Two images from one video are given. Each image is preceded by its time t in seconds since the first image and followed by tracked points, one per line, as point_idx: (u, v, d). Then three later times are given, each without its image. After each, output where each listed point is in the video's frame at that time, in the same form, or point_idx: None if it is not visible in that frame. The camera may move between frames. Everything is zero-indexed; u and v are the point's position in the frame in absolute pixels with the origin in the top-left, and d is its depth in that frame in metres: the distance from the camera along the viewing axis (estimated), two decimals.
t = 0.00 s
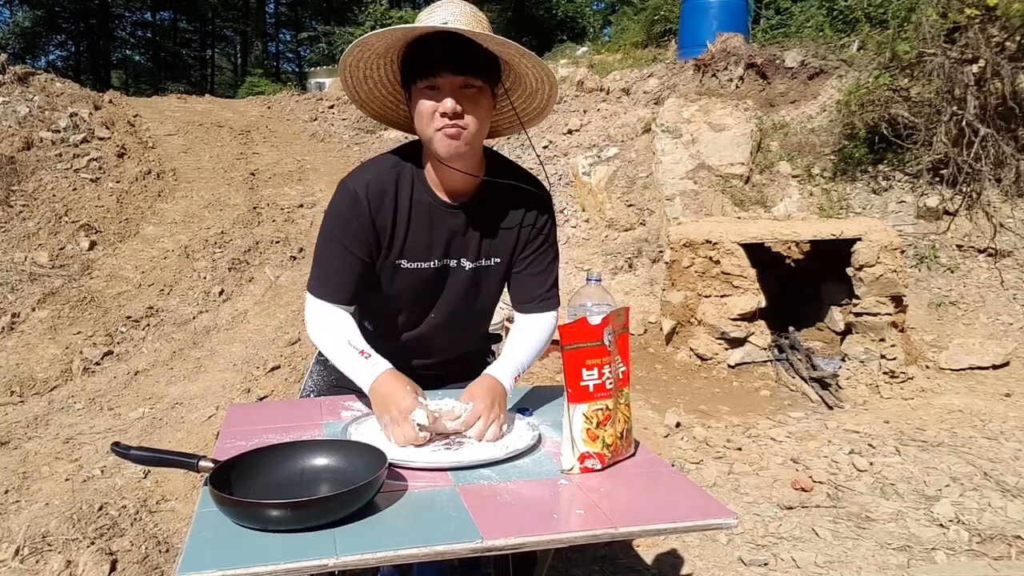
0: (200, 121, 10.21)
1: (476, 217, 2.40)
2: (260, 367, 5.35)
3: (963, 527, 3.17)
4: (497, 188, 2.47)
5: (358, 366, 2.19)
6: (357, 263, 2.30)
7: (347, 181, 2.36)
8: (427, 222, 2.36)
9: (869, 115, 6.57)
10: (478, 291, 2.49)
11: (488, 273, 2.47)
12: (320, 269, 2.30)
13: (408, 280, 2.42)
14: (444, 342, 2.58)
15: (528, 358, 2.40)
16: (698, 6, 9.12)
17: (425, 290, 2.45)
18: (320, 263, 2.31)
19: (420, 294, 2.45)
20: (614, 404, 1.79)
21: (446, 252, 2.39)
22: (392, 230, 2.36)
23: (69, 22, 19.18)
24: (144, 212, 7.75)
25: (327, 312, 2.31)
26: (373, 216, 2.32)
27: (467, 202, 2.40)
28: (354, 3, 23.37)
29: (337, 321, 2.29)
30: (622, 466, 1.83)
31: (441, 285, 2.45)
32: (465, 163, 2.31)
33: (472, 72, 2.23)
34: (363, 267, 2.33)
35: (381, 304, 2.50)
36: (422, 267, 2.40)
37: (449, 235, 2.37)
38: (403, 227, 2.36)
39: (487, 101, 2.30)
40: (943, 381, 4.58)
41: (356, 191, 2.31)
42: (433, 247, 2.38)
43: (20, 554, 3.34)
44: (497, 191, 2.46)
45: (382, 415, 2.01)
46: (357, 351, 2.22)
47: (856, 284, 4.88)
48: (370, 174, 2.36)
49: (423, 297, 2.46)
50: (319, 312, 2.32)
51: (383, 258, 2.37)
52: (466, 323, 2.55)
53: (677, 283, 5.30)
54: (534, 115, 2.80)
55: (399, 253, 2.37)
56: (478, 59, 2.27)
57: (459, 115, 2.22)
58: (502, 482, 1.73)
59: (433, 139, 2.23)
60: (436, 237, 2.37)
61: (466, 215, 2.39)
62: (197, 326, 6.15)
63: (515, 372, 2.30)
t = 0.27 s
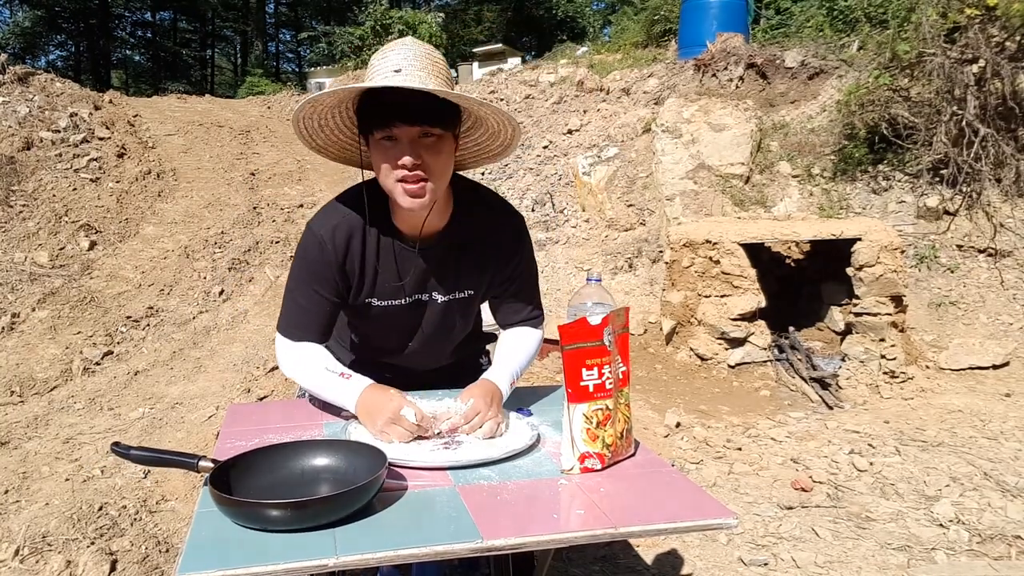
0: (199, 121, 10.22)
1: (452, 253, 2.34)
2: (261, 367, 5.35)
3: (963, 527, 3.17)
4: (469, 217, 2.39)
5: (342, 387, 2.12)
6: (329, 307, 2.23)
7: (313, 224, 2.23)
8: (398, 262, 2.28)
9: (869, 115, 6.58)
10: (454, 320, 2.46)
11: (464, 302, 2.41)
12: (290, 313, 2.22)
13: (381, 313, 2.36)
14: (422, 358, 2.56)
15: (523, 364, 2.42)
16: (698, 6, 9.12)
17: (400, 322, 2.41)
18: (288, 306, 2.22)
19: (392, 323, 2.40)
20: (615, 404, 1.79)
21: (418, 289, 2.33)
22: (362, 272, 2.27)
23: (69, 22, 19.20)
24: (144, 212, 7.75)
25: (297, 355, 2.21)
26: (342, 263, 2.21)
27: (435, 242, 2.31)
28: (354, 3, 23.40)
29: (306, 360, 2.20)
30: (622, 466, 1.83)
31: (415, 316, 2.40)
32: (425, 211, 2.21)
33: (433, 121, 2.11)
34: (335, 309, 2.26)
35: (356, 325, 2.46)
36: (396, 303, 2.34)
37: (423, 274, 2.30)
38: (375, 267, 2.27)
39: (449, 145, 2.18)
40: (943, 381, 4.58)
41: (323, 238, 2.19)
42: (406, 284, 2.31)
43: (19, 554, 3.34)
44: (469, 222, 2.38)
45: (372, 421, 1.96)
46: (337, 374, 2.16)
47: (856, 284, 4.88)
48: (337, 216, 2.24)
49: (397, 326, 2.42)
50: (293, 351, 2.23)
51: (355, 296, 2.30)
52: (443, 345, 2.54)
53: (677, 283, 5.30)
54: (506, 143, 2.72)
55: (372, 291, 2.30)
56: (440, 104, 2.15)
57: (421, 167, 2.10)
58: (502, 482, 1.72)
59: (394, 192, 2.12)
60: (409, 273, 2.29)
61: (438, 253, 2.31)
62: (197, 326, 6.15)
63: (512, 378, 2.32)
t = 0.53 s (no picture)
0: (199, 121, 10.22)
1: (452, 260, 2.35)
2: (261, 367, 5.35)
3: (963, 527, 3.17)
4: (469, 224, 2.39)
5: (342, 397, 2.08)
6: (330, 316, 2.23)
7: (314, 236, 2.23)
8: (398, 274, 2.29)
9: (869, 115, 6.57)
10: (455, 325, 2.47)
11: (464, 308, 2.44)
12: (292, 323, 2.23)
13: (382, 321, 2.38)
14: (422, 361, 2.58)
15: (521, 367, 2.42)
16: (698, 6, 9.12)
17: (401, 328, 2.42)
18: (290, 315, 2.23)
19: (393, 329, 2.43)
20: (614, 404, 1.79)
21: (419, 296, 2.34)
22: (363, 280, 2.27)
23: (70, 22, 19.21)
24: (144, 212, 7.75)
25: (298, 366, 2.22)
26: (343, 273, 2.21)
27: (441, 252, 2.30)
28: (354, 3, 23.41)
29: (307, 368, 2.19)
30: (621, 466, 1.83)
31: (415, 323, 2.42)
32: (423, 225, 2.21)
33: (431, 135, 2.11)
34: (336, 318, 2.27)
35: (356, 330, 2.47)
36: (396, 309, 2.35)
37: (423, 281, 2.32)
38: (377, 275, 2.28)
39: (446, 160, 2.18)
40: (943, 381, 4.58)
41: (323, 249, 2.19)
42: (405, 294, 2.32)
43: (19, 554, 3.34)
44: (471, 231, 2.38)
45: (371, 425, 1.95)
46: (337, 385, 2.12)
47: (856, 284, 4.88)
48: (336, 228, 2.23)
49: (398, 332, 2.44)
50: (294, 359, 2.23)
51: (356, 304, 2.31)
52: (442, 347, 2.56)
53: (677, 283, 5.31)
54: (505, 151, 2.71)
55: (373, 298, 2.31)
56: (439, 118, 2.14)
57: (419, 181, 2.10)
58: (502, 482, 1.72)
59: (391, 205, 2.12)
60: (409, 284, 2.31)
61: (439, 261, 2.32)
62: (197, 326, 6.15)
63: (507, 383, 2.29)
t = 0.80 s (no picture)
0: (200, 121, 10.22)
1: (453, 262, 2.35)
2: (261, 367, 5.35)
3: (963, 527, 3.17)
4: (470, 225, 2.39)
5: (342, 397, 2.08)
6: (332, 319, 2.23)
7: (315, 239, 2.22)
8: (399, 276, 2.28)
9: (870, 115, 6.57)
10: (456, 325, 2.48)
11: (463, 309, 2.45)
12: (293, 325, 2.22)
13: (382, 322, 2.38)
14: (422, 361, 2.58)
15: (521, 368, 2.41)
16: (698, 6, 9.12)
17: (402, 329, 2.42)
18: (291, 318, 2.22)
19: (393, 330, 2.43)
20: (614, 404, 1.79)
21: (420, 298, 2.34)
22: (364, 282, 2.27)
23: (70, 22, 19.22)
24: (144, 212, 7.75)
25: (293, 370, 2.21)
26: (345, 277, 2.21)
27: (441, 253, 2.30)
28: (354, 3, 23.42)
29: (308, 370, 2.18)
30: (621, 466, 1.83)
31: (416, 324, 2.42)
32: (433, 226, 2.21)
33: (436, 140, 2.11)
34: (338, 320, 2.26)
35: (357, 331, 2.47)
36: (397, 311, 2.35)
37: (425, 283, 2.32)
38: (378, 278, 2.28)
39: (451, 163, 2.18)
40: (943, 381, 4.58)
41: (323, 252, 2.19)
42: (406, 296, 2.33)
43: (19, 554, 3.34)
44: (472, 232, 2.38)
45: (372, 426, 1.94)
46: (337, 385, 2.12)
47: (856, 284, 4.88)
48: (338, 230, 2.22)
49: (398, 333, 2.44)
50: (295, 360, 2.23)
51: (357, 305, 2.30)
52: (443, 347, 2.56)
53: (677, 283, 5.30)
54: (507, 155, 2.71)
55: (375, 300, 2.31)
56: (446, 123, 2.13)
57: (424, 186, 2.10)
58: (502, 482, 1.72)
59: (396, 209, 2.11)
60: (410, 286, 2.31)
61: (441, 263, 2.32)
62: (197, 326, 6.15)
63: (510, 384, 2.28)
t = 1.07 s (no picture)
0: (200, 121, 10.22)
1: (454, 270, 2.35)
2: (261, 367, 5.35)
3: (963, 527, 3.17)
4: (472, 232, 2.38)
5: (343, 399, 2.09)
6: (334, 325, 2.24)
7: (318, 247, 2.21)
8: (401, 284, 2.29)
9: (870, 115, 6.57)
10: (456, 331, 2.49)
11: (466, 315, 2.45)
12: (297, 332, 2.23)
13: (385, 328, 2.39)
14: (423, 364, 2.58)
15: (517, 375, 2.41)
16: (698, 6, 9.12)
17: (403, 335, 2.43)
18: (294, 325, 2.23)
19: (394, 336, 2.43)
20: (614, 404, 1.79)
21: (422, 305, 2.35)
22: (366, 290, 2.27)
23: (70, 22, 19.24)
24: (144, 212, 7.76)
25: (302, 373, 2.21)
26: (346, 286, 2.21)
27: (443, 262, 2.30)
28: (354, 2, 23.42)
29: (311, 374, 2.19)
30: (621, 466, 1.83)
31: (417, 330, 2.42)
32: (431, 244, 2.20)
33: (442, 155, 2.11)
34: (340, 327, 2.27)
35: (358, 335, 2.48)
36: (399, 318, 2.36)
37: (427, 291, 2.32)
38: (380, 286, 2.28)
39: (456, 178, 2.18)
40: (943, 381, 4.58)
41: (325, 260, 2.18)
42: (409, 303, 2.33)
43: (19, 554, 3.34)
44: (474, 239, 2.38)
45: (370, 423, 1.95)
46: (339, 387, 2.13)
47: (856, 284, 4.87)
48: (341, 238, 2.22)
49: (400, 338, 2.44)
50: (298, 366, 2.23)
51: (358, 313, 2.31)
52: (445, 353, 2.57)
53: (677, 283, 5.30)
54: (511, 168, 2.71)
55: (376, 307, 2.31)
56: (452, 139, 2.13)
57: (429, 202, 2.10)
58: (502, 482, 1.72)
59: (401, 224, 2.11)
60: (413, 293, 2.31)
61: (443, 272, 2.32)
62: (197, 326, 6.15)
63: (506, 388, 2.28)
